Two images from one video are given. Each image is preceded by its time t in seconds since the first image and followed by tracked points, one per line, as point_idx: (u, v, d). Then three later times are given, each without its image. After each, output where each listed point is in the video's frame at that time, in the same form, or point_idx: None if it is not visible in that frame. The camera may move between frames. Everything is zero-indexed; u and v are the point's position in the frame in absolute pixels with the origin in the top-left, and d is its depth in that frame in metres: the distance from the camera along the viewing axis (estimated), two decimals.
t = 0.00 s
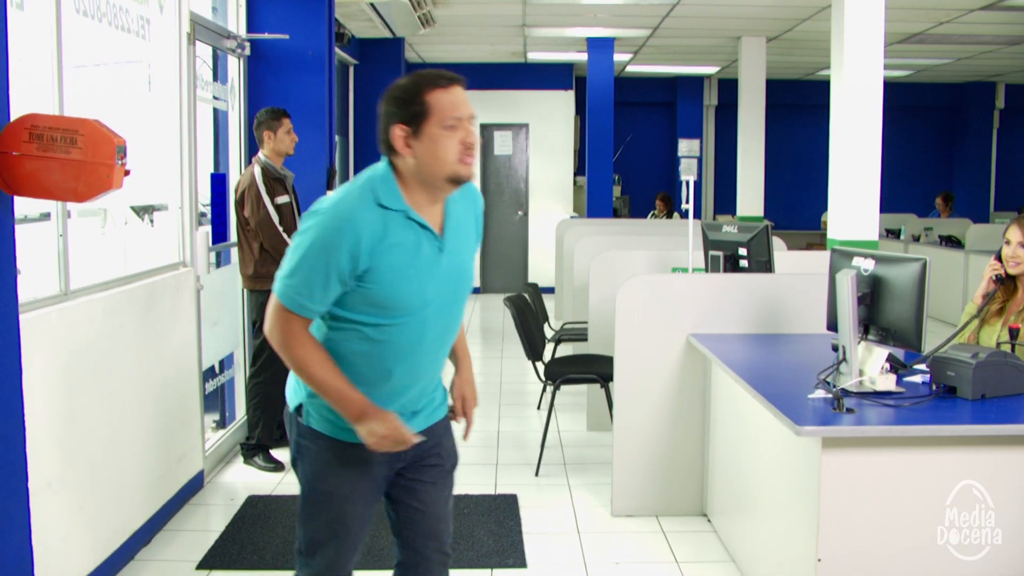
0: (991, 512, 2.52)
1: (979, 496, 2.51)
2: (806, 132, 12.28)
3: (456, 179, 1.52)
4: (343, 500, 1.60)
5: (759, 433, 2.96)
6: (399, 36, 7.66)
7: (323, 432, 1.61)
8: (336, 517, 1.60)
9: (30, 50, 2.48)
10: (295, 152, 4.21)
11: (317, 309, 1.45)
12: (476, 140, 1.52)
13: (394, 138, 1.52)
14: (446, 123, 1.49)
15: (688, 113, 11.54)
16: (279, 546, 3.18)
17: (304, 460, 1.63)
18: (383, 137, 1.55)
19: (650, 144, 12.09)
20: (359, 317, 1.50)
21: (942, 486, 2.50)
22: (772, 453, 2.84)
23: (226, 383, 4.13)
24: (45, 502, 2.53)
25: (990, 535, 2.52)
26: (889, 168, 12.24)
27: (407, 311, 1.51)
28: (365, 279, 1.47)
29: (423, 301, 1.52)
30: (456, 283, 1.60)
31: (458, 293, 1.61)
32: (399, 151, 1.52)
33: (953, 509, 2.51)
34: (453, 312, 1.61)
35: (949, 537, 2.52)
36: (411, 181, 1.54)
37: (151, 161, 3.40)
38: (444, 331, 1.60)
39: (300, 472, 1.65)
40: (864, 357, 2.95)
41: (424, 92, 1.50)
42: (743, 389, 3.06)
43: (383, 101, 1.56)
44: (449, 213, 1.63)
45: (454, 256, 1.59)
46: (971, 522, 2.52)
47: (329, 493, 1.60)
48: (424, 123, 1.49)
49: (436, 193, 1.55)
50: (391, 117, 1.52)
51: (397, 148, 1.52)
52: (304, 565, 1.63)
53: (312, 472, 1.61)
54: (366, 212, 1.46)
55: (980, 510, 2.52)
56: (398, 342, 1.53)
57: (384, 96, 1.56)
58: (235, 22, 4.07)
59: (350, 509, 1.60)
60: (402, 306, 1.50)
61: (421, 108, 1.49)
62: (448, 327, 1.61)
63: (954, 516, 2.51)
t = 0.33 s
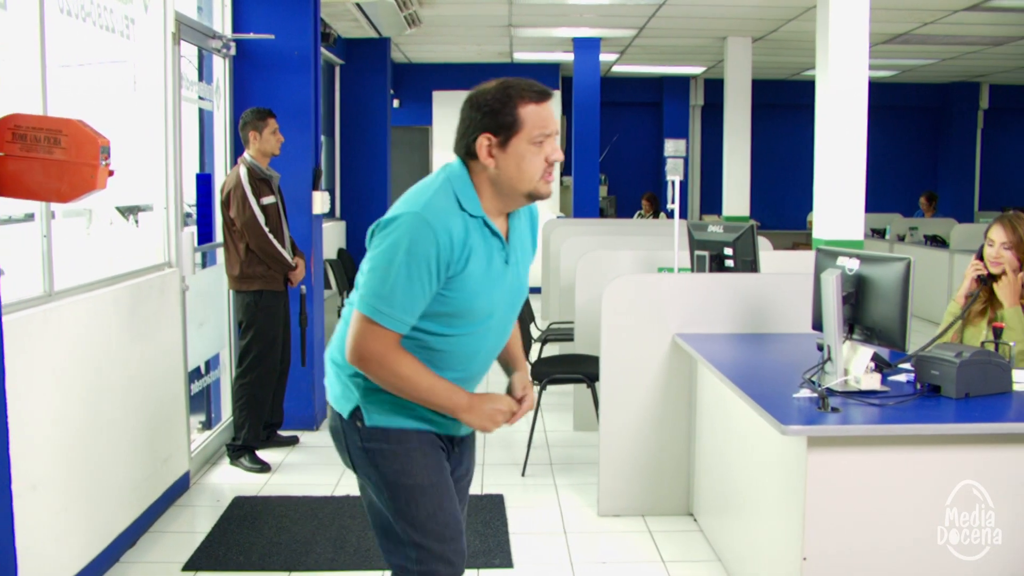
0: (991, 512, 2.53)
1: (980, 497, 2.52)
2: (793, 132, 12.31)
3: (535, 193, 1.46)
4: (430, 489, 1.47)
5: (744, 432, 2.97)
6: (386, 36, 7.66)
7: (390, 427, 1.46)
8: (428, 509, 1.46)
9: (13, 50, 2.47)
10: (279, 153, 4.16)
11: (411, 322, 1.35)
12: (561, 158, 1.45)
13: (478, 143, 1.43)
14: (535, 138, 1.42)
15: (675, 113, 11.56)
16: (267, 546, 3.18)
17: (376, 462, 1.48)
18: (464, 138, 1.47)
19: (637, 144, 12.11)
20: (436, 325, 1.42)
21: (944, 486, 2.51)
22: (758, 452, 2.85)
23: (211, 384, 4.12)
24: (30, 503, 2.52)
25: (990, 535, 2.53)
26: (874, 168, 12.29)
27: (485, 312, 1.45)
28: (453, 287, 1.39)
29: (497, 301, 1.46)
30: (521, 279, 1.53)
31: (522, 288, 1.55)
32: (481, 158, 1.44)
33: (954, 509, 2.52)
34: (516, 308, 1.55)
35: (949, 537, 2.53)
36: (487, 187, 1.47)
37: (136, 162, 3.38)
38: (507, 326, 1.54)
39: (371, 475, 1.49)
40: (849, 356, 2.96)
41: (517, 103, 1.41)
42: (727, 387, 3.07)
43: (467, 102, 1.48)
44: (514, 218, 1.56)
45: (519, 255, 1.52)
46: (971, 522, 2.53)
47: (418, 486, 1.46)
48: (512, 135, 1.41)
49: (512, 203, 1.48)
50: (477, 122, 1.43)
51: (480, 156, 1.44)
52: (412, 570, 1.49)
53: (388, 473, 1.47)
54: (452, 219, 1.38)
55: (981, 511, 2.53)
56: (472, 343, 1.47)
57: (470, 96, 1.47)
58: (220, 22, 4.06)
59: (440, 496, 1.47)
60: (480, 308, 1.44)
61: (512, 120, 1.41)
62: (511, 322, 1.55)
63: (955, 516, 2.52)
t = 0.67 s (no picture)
0: (991, 512, 2.56)
1: (980, 497, 2.55)
2: (766, 132, 12.38)
3: (598, 201, 1.40)
4: (485, 522, 1.40)
5: (714, 431, 2.98)
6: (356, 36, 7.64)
7: (449, 455, 1.40)
8: (478, 544, 1.40)
9: None
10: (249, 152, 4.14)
11: (497, 343, 1.25)
12: (627, 168, 1.40)
13: (546, 149, 1.36)
14: (606, 148, 1.35)
15: (647, 113, 11.61)
16: (237, 547, 3.17)
17: (428, 491, 1.41)
18: (526, 139, 1.39)
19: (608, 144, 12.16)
20: (510, 340, 1.33)
21: (943, 486, 2.54)
22: (728, 451, 2.86)
23: (182, 385, 4.10)
24: None
25: (991, 535, 2.57)
26: (845, 168, 12.39)
27: (556, 321, 1.37)
28: (532, 299, 1.30)
29: (566, 307, 1.39)
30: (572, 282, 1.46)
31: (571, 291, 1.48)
32: (548, 164, 1.36)
33: (954, 510, 2.54)
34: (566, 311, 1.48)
35: (949, 537, 2.56)
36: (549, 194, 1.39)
37: (104, 162, 3.35)
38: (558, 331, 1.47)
39: (418, 503, 1.43)
40: (817, 355, 2.97)
41: (591, 111, 1.34)
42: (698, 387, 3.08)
43: (529, 103, 1.39)
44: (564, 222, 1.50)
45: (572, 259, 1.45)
46: (971, 522, 2.56)
47: (474, 518, 1.40)
48: (586, 142, 1.34)
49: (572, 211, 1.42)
50: (544, 128, 1.35)
51: (548, 162, 1.36)
52: None
53: (441, 502, 1.40)
54: (531, 228, 1.28)
55: (981, 511, 2.56)
56: (541, 354, 1.39)
57: (535, 96, 1.38)
58: (190, 21, 4.04)
59: (492, 529, 1.41)
60: (554, 318, 1.36)
61: (586, 127, 1.33)
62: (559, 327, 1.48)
63: (955, 516, 2.55)
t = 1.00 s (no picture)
0: (991, 512, 2.60)
1: (979, 497, 2.59)
2: (747, 133, 12.44)
3: (656, 234, 1.41)
4: (578, 518, 1.38)
5: (692, 430, 2.99)
6: (335, 36, 7.62)
7: (530, 457, 1.37)
8: (572, 539, 1.38)
9: None
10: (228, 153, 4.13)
11: (588, 336, 1.24)
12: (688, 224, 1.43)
13: (651, 161, 1.35)
14: (694, 199, 1.38)
15: (626, 112, 11.63)
16: (215, 550, 3.15)
17: (515, 498, 1.38)
18: (630, 142, 1.38)
19: (587, 144, 12.20)
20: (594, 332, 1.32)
21: (943, 486, 2.56)
22: (707, 450, 2.86)
23: (159, 386, 4.08)
24: None
25: (991, 536, 2.61)
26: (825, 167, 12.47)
27: (631, 310, 1.38)
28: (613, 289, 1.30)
29: (637, 298, 1.39)
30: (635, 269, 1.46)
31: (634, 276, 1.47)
32: (645, 174, 1.36)
33: (954, 509, 2.57)
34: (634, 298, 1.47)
35: (949, 537, 2.59)
36: (622, 200, 1.37)
37: (81, 162, 3.31)
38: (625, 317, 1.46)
39: (504, 508, 1.39)
40: (795, 354, 2.97)
41: (709, 160, 1.36)
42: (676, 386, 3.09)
43: (652, 115, 1.38)
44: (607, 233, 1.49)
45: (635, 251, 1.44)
46: (971, 522, 2.59)
47: (569, 516, 1.37)
48: (691, 177, 1.35)
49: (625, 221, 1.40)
50: (658, 141, 1.35)
51: (645, 172, 1.36)
52: None
53: (532, 507, 1.37)
54: (610, 219, 1.28)
55: (981, 511, 2.59)
56: (615, 343, 1.39)
57: (665, 113, 1.38)
58: (167, 20, 4.02)
59: (587, 522, 1.39)
60: (627, 305, 1.35)
61: (700, 165, 1.35)
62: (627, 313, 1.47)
63: (955, 516, 2.58)
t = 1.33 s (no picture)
0: (990, 512, 2.62)
1: (979, 497, 2.61)
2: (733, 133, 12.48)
3: (742, 238, 1.33)
4: (629, 538, 1.36)
5: (675, 429, 3.00)
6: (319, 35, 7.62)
7: (595, 470, 1.34)
8: (621, 560, 1.35)
9: None
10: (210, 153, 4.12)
11: (671, 346, 1.20)
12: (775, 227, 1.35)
13: (742, 160, 1.29)
14: (785, 201, 1.31)
15: (611, 113, 11.66)
16: (199, 551, 3.14)
17: (571, 509, 1.35)
18: (717, 142, 1.31)
19: (572, 144, 12.22)
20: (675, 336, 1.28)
21: (944, 487, 2.58)
22: (691, 450, 2.86)
23: (142, 387, 4.05)
24: None
25: (991, 536, 2.64)
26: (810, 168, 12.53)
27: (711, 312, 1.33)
28: (696, 294, 1.26)
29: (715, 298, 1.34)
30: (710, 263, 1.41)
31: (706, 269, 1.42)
32: (732, 174, 1.29)
33: (954, 509, 2.59)
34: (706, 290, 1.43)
35: (949, 537, 2.60)
36: (710, 202, 1.30)
37: (62, 163, 3.30)
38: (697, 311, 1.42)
39: (557, 518, 1.37)
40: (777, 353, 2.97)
41: (800, 159, 1.30)
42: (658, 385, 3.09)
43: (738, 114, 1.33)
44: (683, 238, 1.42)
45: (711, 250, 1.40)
46: (971, 522, 2.62)
47: (620, 537, 1.35)
48: (785, 177, 1.29)
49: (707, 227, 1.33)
50: (750, 140, 1.28)
51: (737, 172, 1.29)
52: None
53: (586, 520, 1.35)
54: (692, 222, 1.22)
55: (980, 510, 2.61)
56: (695, 344, 1.34)
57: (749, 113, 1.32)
58: (149, 19, 4.01)
59: (637, 546, 1.36)
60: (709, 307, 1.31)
61: (791, 165, 1.29)
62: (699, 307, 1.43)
63: (955, 516, 2.60)
